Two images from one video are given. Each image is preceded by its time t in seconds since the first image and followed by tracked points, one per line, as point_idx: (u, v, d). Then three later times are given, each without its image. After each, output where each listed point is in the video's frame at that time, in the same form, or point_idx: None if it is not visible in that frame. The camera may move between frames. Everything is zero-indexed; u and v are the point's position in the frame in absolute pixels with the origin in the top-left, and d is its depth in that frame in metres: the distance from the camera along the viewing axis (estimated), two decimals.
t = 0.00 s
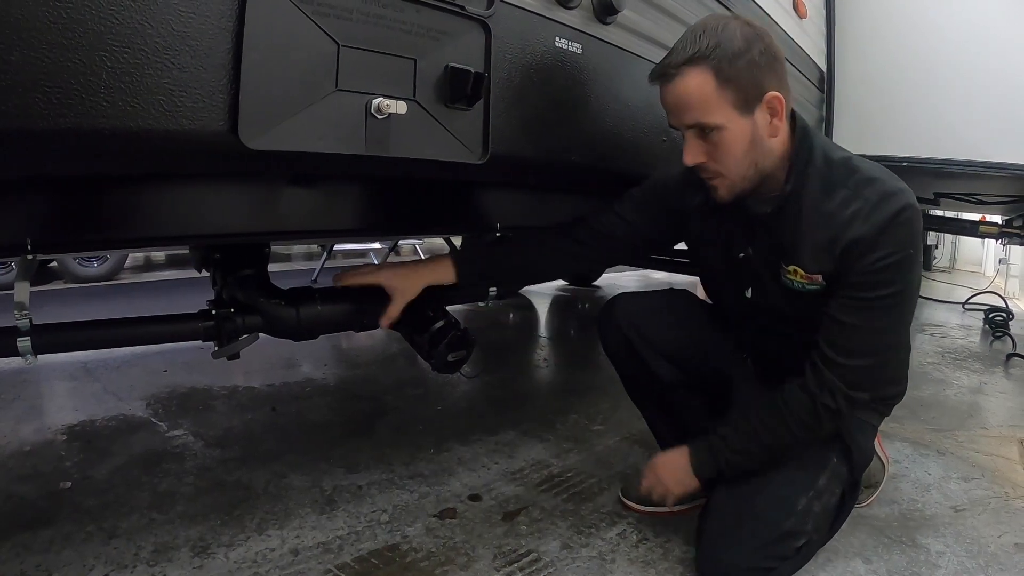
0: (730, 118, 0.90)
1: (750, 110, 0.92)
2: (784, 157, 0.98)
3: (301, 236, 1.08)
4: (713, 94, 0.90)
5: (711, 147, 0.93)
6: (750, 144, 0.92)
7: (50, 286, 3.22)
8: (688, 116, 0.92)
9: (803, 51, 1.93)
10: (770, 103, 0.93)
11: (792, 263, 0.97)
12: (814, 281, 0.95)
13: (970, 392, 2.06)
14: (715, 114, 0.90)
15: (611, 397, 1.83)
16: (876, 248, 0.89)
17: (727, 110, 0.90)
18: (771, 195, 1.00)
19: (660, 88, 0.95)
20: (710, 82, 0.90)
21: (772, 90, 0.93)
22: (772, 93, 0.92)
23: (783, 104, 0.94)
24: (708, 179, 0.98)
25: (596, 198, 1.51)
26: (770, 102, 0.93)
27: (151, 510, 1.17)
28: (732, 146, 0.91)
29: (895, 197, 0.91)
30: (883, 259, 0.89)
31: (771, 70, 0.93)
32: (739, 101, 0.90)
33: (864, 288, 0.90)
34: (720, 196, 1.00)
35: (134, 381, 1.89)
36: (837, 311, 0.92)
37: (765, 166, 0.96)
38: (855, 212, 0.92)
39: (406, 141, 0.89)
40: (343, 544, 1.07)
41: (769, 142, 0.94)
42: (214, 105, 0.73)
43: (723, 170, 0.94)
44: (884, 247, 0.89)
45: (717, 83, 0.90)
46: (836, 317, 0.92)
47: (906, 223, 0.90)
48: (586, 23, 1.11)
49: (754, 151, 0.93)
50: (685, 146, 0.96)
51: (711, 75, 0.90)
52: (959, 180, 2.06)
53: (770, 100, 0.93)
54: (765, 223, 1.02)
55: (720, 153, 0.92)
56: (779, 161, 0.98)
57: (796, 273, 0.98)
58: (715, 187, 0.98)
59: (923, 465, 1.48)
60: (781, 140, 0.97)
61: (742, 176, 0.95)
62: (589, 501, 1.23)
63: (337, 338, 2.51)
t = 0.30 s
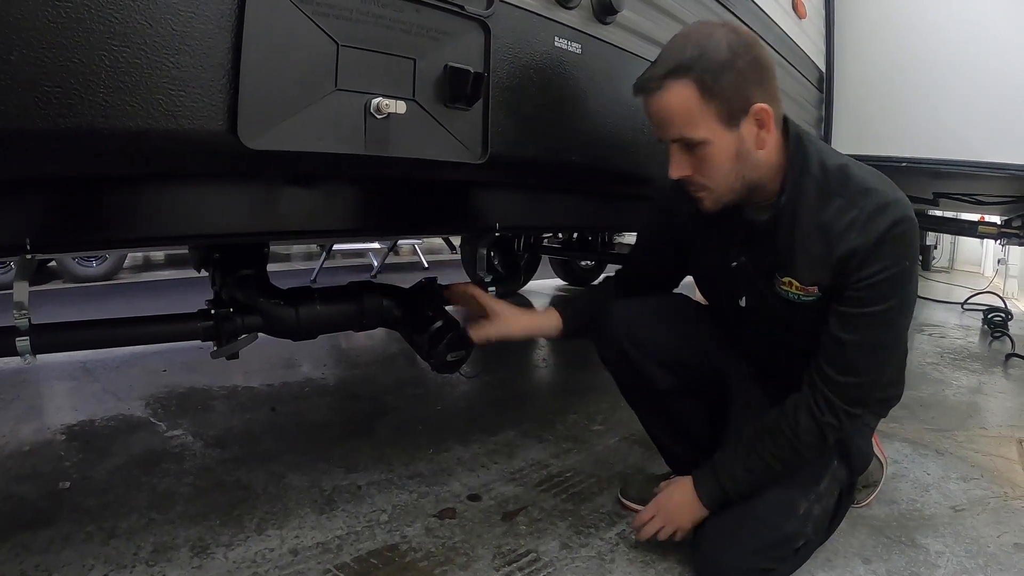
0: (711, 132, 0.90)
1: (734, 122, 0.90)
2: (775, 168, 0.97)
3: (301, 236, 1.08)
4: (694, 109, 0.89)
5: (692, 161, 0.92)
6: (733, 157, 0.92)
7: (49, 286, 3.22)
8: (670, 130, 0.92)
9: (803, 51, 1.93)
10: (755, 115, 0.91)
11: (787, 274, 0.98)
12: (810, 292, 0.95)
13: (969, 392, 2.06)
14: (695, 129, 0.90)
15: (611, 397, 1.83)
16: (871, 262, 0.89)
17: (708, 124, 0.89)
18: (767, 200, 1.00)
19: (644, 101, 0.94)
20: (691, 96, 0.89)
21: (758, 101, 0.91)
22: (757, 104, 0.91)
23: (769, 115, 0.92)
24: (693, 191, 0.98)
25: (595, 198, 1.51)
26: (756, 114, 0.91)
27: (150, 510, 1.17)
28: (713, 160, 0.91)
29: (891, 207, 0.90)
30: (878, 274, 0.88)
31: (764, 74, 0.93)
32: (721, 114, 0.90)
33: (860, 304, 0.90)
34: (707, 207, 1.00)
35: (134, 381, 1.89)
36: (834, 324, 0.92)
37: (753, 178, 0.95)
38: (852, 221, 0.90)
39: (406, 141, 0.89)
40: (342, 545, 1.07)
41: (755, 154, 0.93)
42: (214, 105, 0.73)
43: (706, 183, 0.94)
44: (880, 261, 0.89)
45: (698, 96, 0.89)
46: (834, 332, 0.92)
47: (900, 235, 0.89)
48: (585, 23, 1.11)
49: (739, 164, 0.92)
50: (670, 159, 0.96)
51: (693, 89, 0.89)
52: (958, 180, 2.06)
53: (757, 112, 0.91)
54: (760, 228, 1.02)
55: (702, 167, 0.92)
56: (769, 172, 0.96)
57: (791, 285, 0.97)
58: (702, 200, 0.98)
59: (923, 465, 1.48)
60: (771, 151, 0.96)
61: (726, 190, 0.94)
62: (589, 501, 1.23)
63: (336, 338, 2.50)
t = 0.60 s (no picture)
0: (694, 131, 0.90)
1: (719, 120, 0.90)
2: (763, 164, 0.96)
3: (298, 235, 1.08)
4: (675, 109, 0.90)
5: (678, 161, 0.93)
6: (717, 155, 0.91)
7: (48, 285, 3.21)
8: (655, 130, 0.93)
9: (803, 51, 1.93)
10: (738, 111, 0.90)
11: (781, 270, 0.98)
12: (804, 288, 0.95)
13: (969, 392, 2.06)
14: (677, 129, 0.90)
15: (610, 396, 1.82)
16: (862, 254, 0.88)
17: (690, 123, 0.90)
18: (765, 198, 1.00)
19: (632, 103, 0.96)
20: (674, 97, 0.90)
21: (740, 98, 0.91)
22: (740, 100, 0.90)
23: (753, 111, 0.91)
24: (684, 190, 0.98)
25: (595, 197, 1.51)
26: (738, 111, 0.90)
27: (149, 509, 1.17)
28: (697, 159, 0.91)
29: (881, 199, 0.90)
30: (868, 266, 0.88)
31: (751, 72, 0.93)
32: (704, 112, 0.90)
33: (852, 298, 0.89)
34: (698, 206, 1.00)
35: (132, 381, 1.89)
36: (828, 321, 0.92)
37: (742, 174, 0.95)
38: (841, 215, 0.90)
39: (404, 139, 0.89)
40: (340, 544, 1.06)
41: (740, 151, 0.92)
42: (212, 104, 0.73)
43: (693, 182, 0.94)
44: (869, 253, 0.88)
45: (680, 97, 0.90)
46: (829, 328, 0.91)
47: (890, 226, 0.88)
48: (584, 22, 1.11)
49: (727, 161, 0.92)
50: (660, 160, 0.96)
51: (674, 90, 0.90)
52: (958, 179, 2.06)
53: (739, 108, 0.90)
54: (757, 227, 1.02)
55: (687, 166, 0.93)
56: (757, 169, 0.96)
57: (786, 281, 0.98)
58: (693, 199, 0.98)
59: (922, 465, 1.48)
60: (759, 148, 0.95)
61: (713, 188, 0.94)
62: (587, 501, 1.23)
63: (335, 337, 2.50)
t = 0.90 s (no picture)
0: (733, 113, 0.88)
1: (758, 107, 0.89)
2: (785, 158, 0.96)
3: (298, 236, 1.08)
4: (719, 87, 0.87)
5: (709, 141, 0.91)
6: (751, 142, 0.90)
7: (48, 284, 3.22)
8: (691, 107, 0.90)
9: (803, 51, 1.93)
10: (776, 102, 0.90)
11: (793, 270, 0.97)
12: (816, 290, 0.94)
13: (968, 392, 2.06)
14: (718, 108, 0.88)
15: (610, 396, 1.82)
16: (875, 263, 0.88)
17: (731, 105, 0.88)
18: (769, 196, 1.00)
19: (667, 75, 0.93)
20: (718, 75, 0.88)
21: (780, 88, 0.90)
22: (781, 91, 0.90)
23: (791, 103, 0.92)
24: (704, 172, 0.96)
25: (595, 198, 1.51)
26: (777, 101, 0.90)
27: (148, 509, 1.17)
28: (731, 142, 0.90)
29: (898, 208, 0.89)
30: (881, 275, 0.88)
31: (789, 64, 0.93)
32: (744, 96, 0.88)
33: (864, 305, 0.89)
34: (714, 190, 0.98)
35: (132, 380, 1.89)
36: (839, 324, 0.91)
37: (766, 165, 0.94)
38: (858, 222, 0.89)
39: (405, 139, 0.89)
40: (340, 544, 1.06)
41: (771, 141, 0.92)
42: (212, 104, 0.73)
43: (720, 165, 0.92)
44: (883, 262, 0.88)
45: (724, 77, 0.87)
46: (840, 333, 0.91)
47: (905, 237, 0.88)
48: (584, 22, 1.11)
49: (757, 149, 0.92)
50: (685, 139, 0.93)
51: (719, 68, 0.87)
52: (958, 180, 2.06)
53: (777, 99, 0.91)
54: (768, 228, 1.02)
55: (718, 148, 0.91)
56: (780, 163, 0.96)
57: (797, 282, 0.97)
58: (712, 184, 0.96)
59: (922, 465, 1.48)
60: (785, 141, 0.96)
61: (739, 174, 0.93)
62: (587, 501, 1.23)
63: (335, 337, 2.50)
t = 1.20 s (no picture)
0: (755, 86, 0.89)
1: (775, 79, 0.91)
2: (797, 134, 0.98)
3: (297, 236, 1.07)
4: (740, 60, 0.89)
5: (733, 116, 0.91)
6: (772, 115, 0.91)
7: (49, 285, 3.22)
8: (713, 83, 0.90)
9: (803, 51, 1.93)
10: (790, 75, 0.93)
11: (799, 250, 0.96)
12: (820, 268, 0.94)
13: (968, 392, 2.06)
14: (741, 81, 0.89)
15: (610, 396, 1.82)
16: (876, 240, 0.88)
17: (752, 78, 0.89)
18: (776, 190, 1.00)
19: (684, 57, 0.93)
20: (739, 50, 0.89)
21: (791, 62, 0.93)
22: (794, 65, 0.93)
23: (802, 76, 0.94)
24: (725, 153, 0.95)
25: (594, 197, 1.51)
26: (790, 74, 0.93)
27: (149, 509, 1.17)
28: (756, 114, 0.90)
29: (899, 188, 0.89)
30: (882, 251, 0.87)
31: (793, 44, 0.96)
32: (762, 70, 0.90)
33: (864, 283, 0.88)
34: (735, 172, 0.97)
35: (132, 381, 1.89)
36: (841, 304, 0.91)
37: (784, 140, 0.95)
38: (857, 201, 0.90)
39: (404, 140, 0.89)
40: (340, 544, 1.06)
41: (787, 114, 0.94)
42: (211, 104, 0.73)
43: (745, 140, 0.92)
44: (885, 239, 0.87)
45: (744, 50, 0.89)
46: (841, 312, 0.91)
47: (905, 216, 0.87)
48: (584, 22, 1.11)
49: (778, 121, 0.93)
50: (707, 118, 0.93)
51: (737, 43, 0.89)
52: (958, 179, 2.06)
53: (791, 72, 0.93)
54: (778, 219, 1.02)
55: (744, 122, 0.90)
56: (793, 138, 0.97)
57: (802, 261, 0.96)
58: (734, 163, 0.95)
59: (922, 465, 1.48)
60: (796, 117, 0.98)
61: (762, 149, 0.93)
62: (587, 501, 1.23)
63: (335, 337, 2.50)
